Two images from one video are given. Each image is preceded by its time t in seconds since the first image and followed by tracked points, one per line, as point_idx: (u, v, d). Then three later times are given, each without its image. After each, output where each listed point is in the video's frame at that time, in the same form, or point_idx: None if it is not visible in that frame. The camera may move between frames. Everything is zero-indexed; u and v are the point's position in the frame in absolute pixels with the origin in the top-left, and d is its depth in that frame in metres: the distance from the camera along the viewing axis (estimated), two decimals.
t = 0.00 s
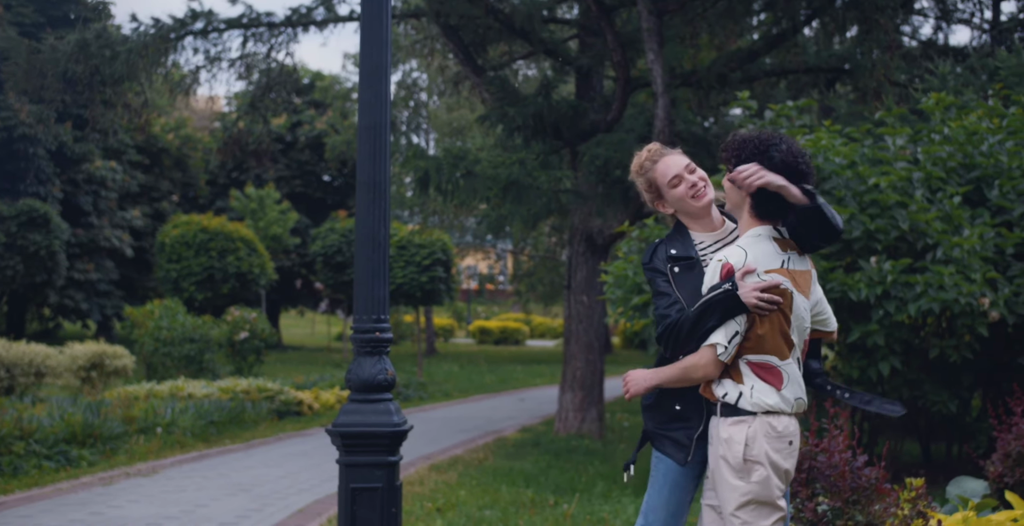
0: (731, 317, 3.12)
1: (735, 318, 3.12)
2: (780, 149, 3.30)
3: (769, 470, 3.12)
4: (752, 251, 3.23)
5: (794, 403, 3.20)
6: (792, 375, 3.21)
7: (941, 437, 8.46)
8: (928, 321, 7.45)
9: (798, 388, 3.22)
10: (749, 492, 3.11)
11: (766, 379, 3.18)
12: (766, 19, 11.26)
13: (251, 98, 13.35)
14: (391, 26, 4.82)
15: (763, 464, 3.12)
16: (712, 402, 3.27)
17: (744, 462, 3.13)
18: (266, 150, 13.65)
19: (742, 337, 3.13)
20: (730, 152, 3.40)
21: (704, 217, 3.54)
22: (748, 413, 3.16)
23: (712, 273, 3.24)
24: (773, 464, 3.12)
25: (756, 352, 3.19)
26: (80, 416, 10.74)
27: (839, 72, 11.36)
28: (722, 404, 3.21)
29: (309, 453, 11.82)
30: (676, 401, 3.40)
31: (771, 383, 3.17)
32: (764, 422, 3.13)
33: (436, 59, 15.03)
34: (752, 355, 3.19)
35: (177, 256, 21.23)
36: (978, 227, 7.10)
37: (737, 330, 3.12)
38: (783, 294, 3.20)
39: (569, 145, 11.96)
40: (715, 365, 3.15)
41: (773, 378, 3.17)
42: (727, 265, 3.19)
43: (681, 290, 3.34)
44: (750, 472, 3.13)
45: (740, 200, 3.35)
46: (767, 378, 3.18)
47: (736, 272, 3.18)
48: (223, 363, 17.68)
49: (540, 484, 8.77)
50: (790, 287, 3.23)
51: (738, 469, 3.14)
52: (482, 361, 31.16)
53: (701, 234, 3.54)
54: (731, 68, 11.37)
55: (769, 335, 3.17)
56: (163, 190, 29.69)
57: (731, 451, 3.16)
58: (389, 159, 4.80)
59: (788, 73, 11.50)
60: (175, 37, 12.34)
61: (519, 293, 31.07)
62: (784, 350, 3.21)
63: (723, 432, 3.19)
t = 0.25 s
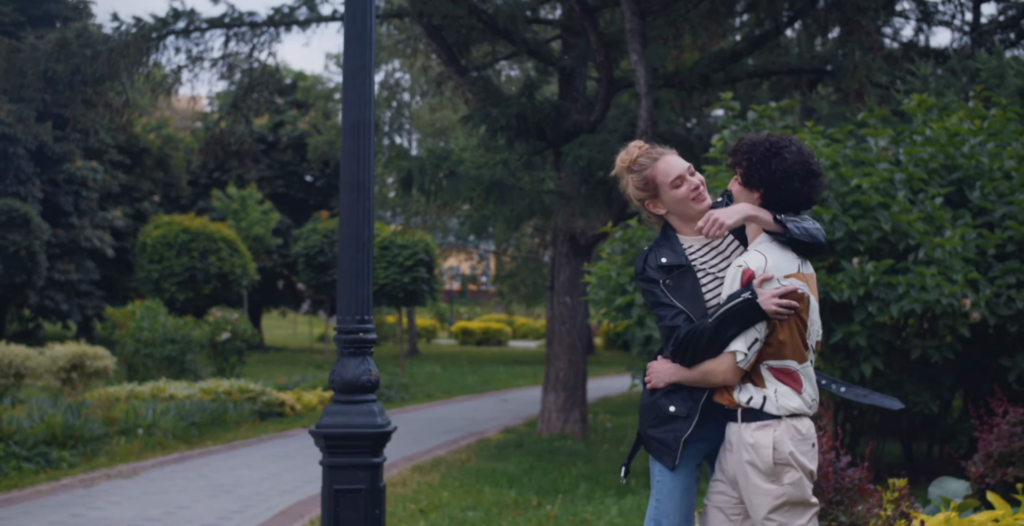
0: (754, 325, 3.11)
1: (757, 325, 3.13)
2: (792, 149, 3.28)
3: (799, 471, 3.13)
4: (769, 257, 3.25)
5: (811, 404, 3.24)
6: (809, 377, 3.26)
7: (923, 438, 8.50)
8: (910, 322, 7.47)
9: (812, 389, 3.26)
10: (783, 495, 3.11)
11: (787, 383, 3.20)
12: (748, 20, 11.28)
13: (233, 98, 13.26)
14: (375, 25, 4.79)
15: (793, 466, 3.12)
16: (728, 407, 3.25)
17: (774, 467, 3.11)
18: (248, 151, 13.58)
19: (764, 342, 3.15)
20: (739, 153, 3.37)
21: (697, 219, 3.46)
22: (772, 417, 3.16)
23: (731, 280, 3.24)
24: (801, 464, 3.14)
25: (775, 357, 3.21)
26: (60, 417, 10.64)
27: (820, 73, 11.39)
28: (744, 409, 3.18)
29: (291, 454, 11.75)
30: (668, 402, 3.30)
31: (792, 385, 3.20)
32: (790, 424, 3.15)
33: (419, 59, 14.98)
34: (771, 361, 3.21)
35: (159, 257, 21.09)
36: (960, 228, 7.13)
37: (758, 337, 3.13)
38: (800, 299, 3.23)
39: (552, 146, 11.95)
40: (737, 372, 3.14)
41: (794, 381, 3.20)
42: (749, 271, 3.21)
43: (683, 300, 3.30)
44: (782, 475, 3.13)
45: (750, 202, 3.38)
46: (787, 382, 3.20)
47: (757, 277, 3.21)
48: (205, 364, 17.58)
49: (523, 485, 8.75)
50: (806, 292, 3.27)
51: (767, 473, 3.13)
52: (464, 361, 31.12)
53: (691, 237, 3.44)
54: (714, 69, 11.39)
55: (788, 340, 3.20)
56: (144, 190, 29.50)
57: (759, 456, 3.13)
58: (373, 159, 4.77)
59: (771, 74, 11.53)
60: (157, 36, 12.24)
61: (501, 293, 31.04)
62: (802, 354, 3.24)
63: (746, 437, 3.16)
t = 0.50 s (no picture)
0: (781, 326, 3.10)
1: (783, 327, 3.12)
2: (802, 151, 3.29)
3: (814, 471, 3.15)
4: (787, 257, 3.23)
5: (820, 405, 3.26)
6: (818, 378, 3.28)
7: (905, 438, 8.54)
8: (892, 324, 7.51)
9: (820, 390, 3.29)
10: (801, 496, 3.12)
11: (803, 384, 3.20)
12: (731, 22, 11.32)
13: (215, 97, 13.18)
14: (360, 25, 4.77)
15: (808, 466, 3.14)
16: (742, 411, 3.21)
17: (791, 467, 3.12)
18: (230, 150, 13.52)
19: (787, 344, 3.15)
20: (750, 153, 3.30)
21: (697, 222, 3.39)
22: (788, 418, 3.15)
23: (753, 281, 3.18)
24: (816, 464, 3.17)
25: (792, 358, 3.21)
26: (40, 417, 10.54)
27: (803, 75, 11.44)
28: (760, 412, 3.17)
29: (273, 454, 11.69)
30: (675, 408, 3.24)
31: (808, 385, 3.20)
32: (805, 425, 3.16)
33: (402, 59, 14.94)
34: (789, 362, 3.20)
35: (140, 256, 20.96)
36: (942, 229, 7.18)
37: (783, 338, 3.13)
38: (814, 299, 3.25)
39: (536, 146, 11.95)
40: (765, 374, 3.11)
41: (810, 381, 3.21)
42: (776, 272, 3.17)
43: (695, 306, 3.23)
44: (797, 476, 3.14)
45: (758, 203, 3.33)
46: (804, 383, 3.21)
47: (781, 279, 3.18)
48: (186, 364, 17.48)
49: (506, 485, 8.74)
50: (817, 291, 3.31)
51: (785, 474, 3.13)
52: (446, 362, 31.07)
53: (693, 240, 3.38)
54: (697, 70, 11.43)
55: (805, 341, 3.21)
56: (125, 189, 29.31)
57: (776, 456, 3.13)
58: (357, 159, 4.75)
59: (753, 75, 11.58)
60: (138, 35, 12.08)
61: (483, 294, 31.03)
62: (814, 354, 3.26)
63: (763, 438, 3.15)
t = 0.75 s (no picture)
0: (807, 323, 2.96)
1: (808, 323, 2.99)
2: (799, 147, 3.23)
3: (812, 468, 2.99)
4: (799, 253, 3.12)
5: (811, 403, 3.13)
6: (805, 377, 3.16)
7: (884, 437, 8.57)
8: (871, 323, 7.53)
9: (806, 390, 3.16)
10: (800, 493, 2.96)
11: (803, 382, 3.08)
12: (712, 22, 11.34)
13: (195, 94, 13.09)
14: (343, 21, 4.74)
15: (807, 462, 2.98)
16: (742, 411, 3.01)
17: (790, 463, 2.95)
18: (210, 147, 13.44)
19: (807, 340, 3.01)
20: (756, 146, 3.16)
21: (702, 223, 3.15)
22: (788, 415, 2.99)
23: (778, 279, 3.00)
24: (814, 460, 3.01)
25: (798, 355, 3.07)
26: (16, 415, 10.43)
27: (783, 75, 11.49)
28: (760, 410, 2.98)
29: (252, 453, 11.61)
30: (684, 416, 2.98)
31: (810, 382, 3.03)
32: (803, 421, 3.00)
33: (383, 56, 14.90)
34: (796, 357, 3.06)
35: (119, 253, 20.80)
36: (921, 229, 7.20)
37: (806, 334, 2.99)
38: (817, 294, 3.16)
39: (517, 144, 11.93)
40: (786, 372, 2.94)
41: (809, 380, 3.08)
42: (800, 268, 3.03)
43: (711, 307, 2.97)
44: (795, 473, 2.97)
45: (761, 199, 3.20)
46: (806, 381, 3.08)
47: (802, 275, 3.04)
48: (165, 361, 17.36)
49: (486, 483, 8.72)
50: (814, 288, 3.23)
51: (784, 471, 2.96)
52: (426, 360, 31.04)
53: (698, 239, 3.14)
54: (678, 69, 11.44)
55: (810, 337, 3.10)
56: (104, 186, 29.09)
57: (776, 453, 2.95)
58: (339, 157, 4.73)
59: (734, 75, 11.62)
60: (119, 30, 11.96)
61: (464, 292, 31.03)
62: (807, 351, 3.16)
63: (761, 434, 2.97)
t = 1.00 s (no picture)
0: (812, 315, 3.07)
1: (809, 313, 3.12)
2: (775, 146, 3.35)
3: (791, 465, 3.12)
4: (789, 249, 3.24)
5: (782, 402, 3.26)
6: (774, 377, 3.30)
7: (857, 436, 8.63)
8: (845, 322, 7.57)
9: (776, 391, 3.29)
10: (781, 489, 3.08)
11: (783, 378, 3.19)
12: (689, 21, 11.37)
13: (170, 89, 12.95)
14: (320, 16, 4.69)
15: (786, 459, 3.11)
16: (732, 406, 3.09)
17: (774, 460, 3.07)
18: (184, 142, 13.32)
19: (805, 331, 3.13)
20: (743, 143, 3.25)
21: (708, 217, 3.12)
22: (771, 413, 3.10)
23: (787, 272, 3.10)
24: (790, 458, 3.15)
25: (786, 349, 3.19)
26: None
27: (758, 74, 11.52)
28: (748, 408, 3.08)
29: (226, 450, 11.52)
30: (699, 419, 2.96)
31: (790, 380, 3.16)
32: (782, 419, 3.13)
33: (359, 52, 14.82)
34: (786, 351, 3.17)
35: (91, 248, 20.58)
36: (895, 228, 7.25)
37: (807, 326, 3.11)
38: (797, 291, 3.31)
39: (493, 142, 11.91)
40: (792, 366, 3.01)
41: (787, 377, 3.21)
42: (802, 261, 3.15)
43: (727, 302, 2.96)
44: (777, 469, 3.09)
45: (748, 195, 3.28)
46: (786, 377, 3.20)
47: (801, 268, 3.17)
48: (137, 358, 17.21)
49: (461, 481, 8.70)
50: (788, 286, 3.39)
51: (768, 467, 3.07)
52: (401, 357, 30.95)
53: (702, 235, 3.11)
54: (655, 68, 11.46)
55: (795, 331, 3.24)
56: (77, 181, 28.79)
57: (760, 449, 3.07)
58: (316, 152, 4.69)
59: (710, 74, 11.66)
60: (92, 24, 11.80)
61: (439, 290, 30.97)
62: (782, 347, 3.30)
63: (747, 431, 3.08)
